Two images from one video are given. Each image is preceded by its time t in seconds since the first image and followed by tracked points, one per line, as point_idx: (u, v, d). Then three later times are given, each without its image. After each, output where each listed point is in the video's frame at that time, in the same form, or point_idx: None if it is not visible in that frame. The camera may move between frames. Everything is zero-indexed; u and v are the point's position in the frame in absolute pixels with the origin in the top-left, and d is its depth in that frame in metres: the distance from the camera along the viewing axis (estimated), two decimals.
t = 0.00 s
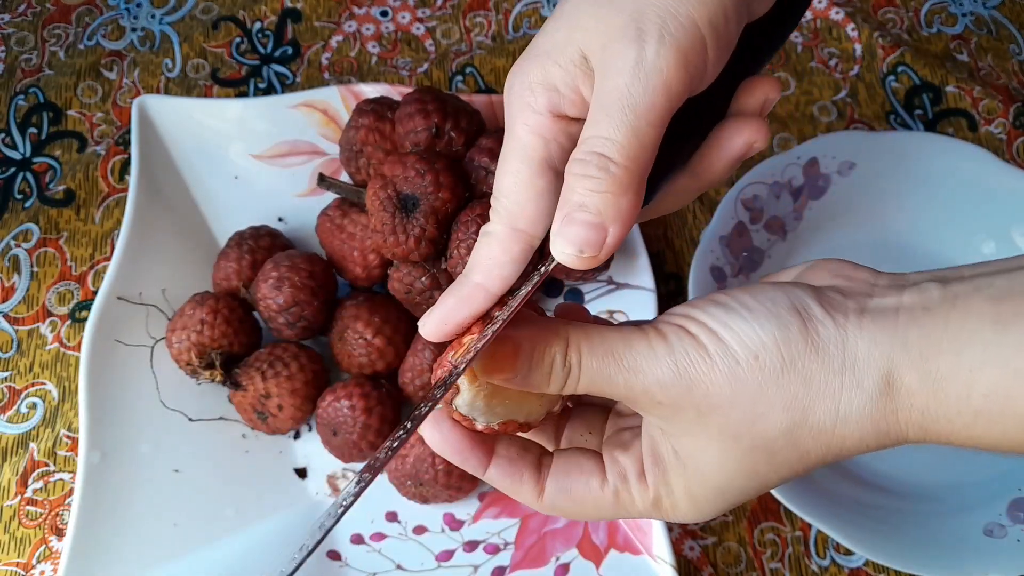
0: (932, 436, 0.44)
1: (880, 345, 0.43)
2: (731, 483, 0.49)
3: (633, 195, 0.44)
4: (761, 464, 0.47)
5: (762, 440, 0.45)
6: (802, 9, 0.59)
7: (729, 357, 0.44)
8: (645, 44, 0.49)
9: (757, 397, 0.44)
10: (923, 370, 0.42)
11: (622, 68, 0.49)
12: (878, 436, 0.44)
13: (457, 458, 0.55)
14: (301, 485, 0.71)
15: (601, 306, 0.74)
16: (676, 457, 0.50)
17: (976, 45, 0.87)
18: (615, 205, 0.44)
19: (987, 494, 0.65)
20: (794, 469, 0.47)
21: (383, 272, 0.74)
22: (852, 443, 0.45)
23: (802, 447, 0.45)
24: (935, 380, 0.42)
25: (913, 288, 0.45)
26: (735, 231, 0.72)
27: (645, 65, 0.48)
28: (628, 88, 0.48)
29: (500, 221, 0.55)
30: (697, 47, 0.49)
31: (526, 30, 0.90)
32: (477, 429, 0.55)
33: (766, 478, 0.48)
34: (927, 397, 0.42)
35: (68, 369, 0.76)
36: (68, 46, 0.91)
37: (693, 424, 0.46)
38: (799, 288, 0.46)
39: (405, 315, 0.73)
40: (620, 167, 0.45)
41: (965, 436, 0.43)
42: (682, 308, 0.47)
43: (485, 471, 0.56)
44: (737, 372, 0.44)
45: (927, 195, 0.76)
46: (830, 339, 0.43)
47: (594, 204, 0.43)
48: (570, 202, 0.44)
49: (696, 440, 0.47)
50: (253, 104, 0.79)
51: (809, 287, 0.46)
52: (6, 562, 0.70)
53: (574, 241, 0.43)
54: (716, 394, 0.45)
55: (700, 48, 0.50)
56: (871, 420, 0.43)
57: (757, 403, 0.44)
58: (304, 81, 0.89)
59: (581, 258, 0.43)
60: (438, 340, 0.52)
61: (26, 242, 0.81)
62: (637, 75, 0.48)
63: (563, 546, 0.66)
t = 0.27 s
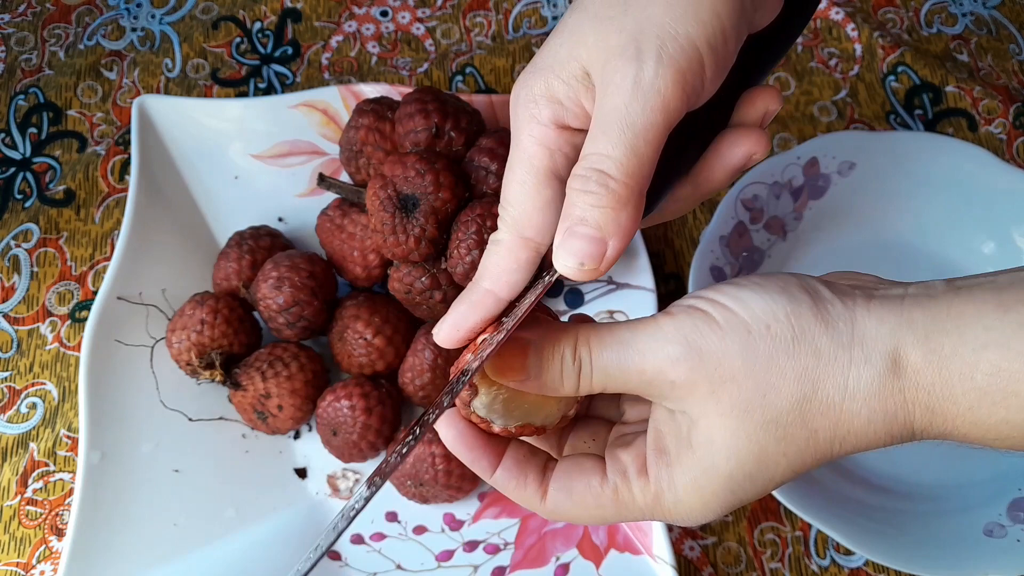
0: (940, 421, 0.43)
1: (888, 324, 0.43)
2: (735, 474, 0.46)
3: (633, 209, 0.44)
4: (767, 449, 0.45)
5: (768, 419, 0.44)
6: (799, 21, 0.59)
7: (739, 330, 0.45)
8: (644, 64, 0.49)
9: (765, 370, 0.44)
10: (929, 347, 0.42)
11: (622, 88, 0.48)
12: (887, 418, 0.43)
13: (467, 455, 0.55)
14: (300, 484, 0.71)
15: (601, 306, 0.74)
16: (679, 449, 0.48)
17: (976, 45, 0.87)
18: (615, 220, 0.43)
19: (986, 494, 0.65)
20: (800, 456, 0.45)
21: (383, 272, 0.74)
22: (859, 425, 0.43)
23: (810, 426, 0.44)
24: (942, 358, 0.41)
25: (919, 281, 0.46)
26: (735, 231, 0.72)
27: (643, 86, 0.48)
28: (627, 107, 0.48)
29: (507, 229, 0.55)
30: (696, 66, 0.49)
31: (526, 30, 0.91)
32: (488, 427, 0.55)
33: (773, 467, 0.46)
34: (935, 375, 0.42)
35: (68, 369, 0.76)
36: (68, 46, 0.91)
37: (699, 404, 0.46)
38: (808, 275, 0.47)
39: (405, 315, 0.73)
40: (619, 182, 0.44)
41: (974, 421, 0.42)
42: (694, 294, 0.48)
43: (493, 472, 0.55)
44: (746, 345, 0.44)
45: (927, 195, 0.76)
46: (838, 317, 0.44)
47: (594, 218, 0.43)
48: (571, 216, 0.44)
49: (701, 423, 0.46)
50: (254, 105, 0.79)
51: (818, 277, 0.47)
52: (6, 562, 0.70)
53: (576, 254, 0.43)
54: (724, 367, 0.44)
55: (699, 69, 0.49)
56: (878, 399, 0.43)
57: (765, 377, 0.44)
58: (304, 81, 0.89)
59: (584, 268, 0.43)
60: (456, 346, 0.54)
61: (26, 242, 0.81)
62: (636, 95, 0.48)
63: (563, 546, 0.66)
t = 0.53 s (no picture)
0: (926, 406, 0.43)
1: (877, 306, 0.43)
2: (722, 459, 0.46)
3: (624, 206, 0.44)
4: (755, 431, 0.45)
5: (757, 399, 0.44)
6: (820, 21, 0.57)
7: (731, 310, 0.45)
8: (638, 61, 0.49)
9: (757, 349, 0.44)
10: (917, 329, 0.42)
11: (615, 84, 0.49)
12: (874, 399, 0.43)
13: (458, 449, 0.54)
14: (301, 485, 0.71)
15: (601, 306, 0.74)
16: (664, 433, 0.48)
17: (976, 45, 0.87)
18: (603, 215, 0.43)
19: (986, 494, 0.65)
20: (788, 440, 0.45)
21: (383, 272, 0.74)
22: (848, 406, 0.43)
23: (797, 406, 0.44)
24: (929, 341, 0.42)
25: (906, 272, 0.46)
26: (735, 231, 0.72)
27: (636, 82, 0.48)
28: (618, 103, 0.48)
29: (503, 224, 0.53)
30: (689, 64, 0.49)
31: (526, 30, 0.91)
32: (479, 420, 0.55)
33: (759, 452, 0.45)
34: (922, 357, 0.42)
35: (68, 369, 0.76)
36: (68, 46, 0.91)
37: (689, 385, 0.45)
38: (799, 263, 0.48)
39: (405, 315, 0.73)
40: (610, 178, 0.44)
41: (959, 404, 0.42)
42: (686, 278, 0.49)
43: (484, 464, 0.55)
44: (737, 322, 0.44)
45: (927, 195, 0.76)
46: (829, 298, 0.44)
47: (583, 213, 0.43)
48: (560, 211, 0.44)
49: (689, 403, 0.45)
50: (254, 105, 0.79)
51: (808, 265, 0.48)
52: (6, 562, 0.70)
53: (563, 248, 0.43)
54: (716, 345, 0.44)
55: (692, 70, 0.50)
56: (867, 380, 0.43)
57: (756, 355, 0.44)
58: (304, 81, 0.89)
59: (569, 264, 0.43)
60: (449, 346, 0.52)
61: (26, 242, 0.81)
62: (627, 92, 0.48)
63: (563, 546, 0.66)
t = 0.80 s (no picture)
0: (916, 386, 0.43)
1: (866, 287, 0.43)
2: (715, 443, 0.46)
3: (594, 223, 0.45)
4: (747, 414, 0.44)
5: (748, 380, 0.44)
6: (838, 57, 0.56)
7: (721, 292, 0.45)
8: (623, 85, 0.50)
9: (746, 331, 0.44)
10: (905, 309, 0.42)
11: (598, 106, 0.50)
12: (865, 379, 0.43)
13: (464, 457, 0.55)
14: (300, 485, 0.71)
15: (601, 306, 0.74)
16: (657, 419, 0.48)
17: (976, 45, 0.87)
18: (574, 230, 0.44)
19: (986, 494, 0.65)
20: (779, 421, 0.45)
21: (383, 272, 0.74)
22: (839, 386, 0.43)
23: (789, 388, 0.44)
24: (917, 320, 0.42)
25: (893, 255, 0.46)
26: (735, 231, 0.72)
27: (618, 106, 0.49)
28: (599, 126, 0.48)
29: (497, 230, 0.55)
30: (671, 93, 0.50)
31: (526, 30, 0.91)
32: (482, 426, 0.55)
33: (752, 435, 0.45)
34: (911, 336, 0.42)
35: (68, 369, 0.76)
36: (68, 46, 0.91)
37: (680, 370, 0.45)
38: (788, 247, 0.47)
39: (405, 315, 0.73)
40: (582, 196, 0.45)
41: (948, 382, 0.42)
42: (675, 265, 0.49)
43: (491, 469, 0.55)
44: (728, 305, 0.44)
45: (926, 194, 0.76)
46: (818, 279, 0.44)
47: (554, 227, 0.44)
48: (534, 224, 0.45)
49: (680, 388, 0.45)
50: (254, 105, 0.79)
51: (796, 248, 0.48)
52: (6, 562, 0.70)
53: (531, 260, 0.44)
54: (706, 328, 0.44)
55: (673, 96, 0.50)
56: (857, 359, 0.43)
57: (745, 336, 0.44)
58: (304, 81, 0.89)
59: (537, 274, 0.44)
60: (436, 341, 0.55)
61: (26, 242, 0.81)
62: (608, 115, 0.49)
63: (563, 546, 0.66)
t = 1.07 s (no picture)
0: (961, 470, 0.42)
1: (906, 373, 0.42)
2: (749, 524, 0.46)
3: (527, 160, 0.48)
4: (785, 501, 0.45)
5: (782, 478, 0.44)
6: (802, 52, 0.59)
7: (755, 389, 0.44)
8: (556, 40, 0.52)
9: (783, 425, 0.43)
10: (948, 397, 0.41)
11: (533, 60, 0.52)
12: (909, 472, 0.42)
13: (471, 523, 0.58)
14: (300, 485, 0.71)
15: (601, 306, 0.74)
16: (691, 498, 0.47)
17: (976, 45, 0.87)
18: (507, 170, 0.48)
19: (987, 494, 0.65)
20: (818, 506, 0.45)
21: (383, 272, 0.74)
22: (881, 479, 0.43)
23: (828, 481, 0.44)
24: (959, 407, 0.41)
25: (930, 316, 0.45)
26: (735, 231, 0.72)
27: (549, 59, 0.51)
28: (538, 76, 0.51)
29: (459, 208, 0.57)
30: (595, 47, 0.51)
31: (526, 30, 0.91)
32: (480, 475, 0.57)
33: (789, 516, 0.46)
34: (956, 430, 0.41)
35: (68, 369, 0.76)
36: (68, 46, 0.91)
37: (713, 458, 0.45)
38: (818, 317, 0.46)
39: (405, 315, 0.73)
40: (511, 138, 0.49)
41: (997, 470, 0.41)
42: (703, 341, 0.48)
43: (499, 533, 0.57)
44: (760, 399, 0.44)
45: (927, 194, 0.76)
46: (856, 366, 0.43)
47: (487, 166, 0.49)
48: (469, 163, 0.50)
49: (714, 478, 0.45)
50: (253, 105, 0.79)
51: (828, 317, 0.46)
52: (6, 561, 0.70)
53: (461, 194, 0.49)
54: (740, 424, 0.44)
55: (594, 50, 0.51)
56: (897, 452, 0.42)
57: (781, 432, 0.43)
58: (304, 81, 0.89)
59: (466, 206, 0.49)
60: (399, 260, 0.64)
61: (26, 242, 0.81)
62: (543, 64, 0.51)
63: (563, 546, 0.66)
